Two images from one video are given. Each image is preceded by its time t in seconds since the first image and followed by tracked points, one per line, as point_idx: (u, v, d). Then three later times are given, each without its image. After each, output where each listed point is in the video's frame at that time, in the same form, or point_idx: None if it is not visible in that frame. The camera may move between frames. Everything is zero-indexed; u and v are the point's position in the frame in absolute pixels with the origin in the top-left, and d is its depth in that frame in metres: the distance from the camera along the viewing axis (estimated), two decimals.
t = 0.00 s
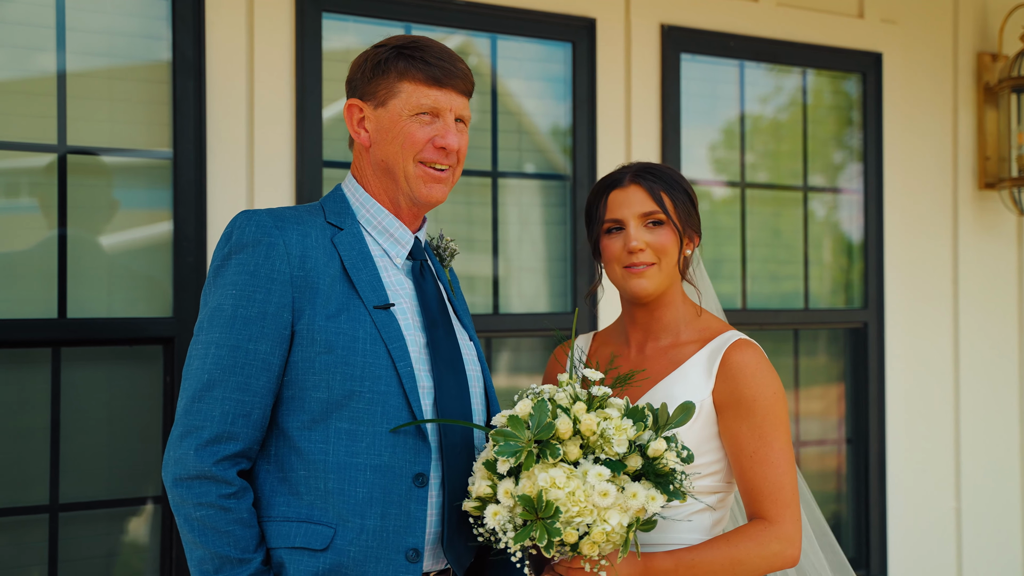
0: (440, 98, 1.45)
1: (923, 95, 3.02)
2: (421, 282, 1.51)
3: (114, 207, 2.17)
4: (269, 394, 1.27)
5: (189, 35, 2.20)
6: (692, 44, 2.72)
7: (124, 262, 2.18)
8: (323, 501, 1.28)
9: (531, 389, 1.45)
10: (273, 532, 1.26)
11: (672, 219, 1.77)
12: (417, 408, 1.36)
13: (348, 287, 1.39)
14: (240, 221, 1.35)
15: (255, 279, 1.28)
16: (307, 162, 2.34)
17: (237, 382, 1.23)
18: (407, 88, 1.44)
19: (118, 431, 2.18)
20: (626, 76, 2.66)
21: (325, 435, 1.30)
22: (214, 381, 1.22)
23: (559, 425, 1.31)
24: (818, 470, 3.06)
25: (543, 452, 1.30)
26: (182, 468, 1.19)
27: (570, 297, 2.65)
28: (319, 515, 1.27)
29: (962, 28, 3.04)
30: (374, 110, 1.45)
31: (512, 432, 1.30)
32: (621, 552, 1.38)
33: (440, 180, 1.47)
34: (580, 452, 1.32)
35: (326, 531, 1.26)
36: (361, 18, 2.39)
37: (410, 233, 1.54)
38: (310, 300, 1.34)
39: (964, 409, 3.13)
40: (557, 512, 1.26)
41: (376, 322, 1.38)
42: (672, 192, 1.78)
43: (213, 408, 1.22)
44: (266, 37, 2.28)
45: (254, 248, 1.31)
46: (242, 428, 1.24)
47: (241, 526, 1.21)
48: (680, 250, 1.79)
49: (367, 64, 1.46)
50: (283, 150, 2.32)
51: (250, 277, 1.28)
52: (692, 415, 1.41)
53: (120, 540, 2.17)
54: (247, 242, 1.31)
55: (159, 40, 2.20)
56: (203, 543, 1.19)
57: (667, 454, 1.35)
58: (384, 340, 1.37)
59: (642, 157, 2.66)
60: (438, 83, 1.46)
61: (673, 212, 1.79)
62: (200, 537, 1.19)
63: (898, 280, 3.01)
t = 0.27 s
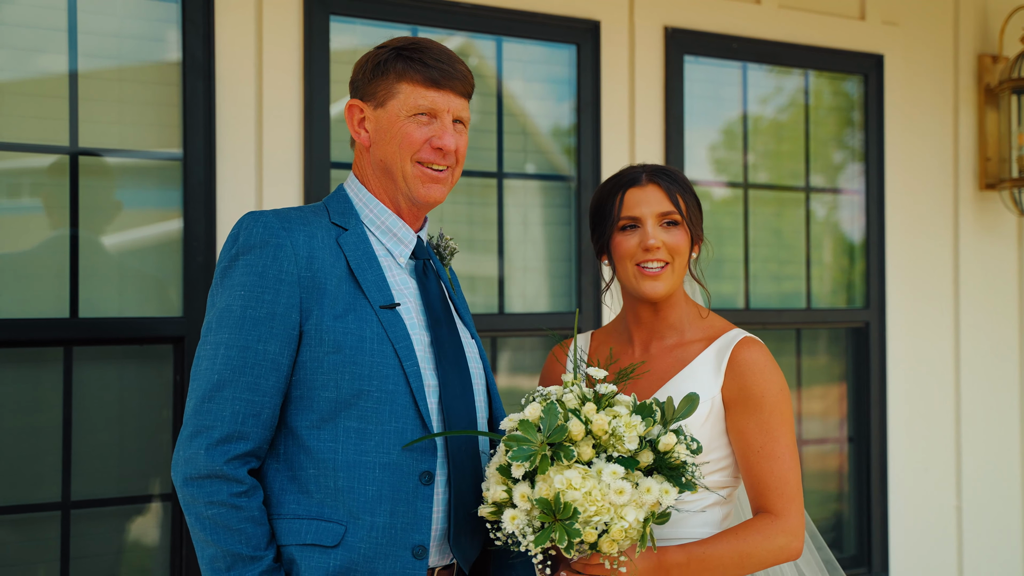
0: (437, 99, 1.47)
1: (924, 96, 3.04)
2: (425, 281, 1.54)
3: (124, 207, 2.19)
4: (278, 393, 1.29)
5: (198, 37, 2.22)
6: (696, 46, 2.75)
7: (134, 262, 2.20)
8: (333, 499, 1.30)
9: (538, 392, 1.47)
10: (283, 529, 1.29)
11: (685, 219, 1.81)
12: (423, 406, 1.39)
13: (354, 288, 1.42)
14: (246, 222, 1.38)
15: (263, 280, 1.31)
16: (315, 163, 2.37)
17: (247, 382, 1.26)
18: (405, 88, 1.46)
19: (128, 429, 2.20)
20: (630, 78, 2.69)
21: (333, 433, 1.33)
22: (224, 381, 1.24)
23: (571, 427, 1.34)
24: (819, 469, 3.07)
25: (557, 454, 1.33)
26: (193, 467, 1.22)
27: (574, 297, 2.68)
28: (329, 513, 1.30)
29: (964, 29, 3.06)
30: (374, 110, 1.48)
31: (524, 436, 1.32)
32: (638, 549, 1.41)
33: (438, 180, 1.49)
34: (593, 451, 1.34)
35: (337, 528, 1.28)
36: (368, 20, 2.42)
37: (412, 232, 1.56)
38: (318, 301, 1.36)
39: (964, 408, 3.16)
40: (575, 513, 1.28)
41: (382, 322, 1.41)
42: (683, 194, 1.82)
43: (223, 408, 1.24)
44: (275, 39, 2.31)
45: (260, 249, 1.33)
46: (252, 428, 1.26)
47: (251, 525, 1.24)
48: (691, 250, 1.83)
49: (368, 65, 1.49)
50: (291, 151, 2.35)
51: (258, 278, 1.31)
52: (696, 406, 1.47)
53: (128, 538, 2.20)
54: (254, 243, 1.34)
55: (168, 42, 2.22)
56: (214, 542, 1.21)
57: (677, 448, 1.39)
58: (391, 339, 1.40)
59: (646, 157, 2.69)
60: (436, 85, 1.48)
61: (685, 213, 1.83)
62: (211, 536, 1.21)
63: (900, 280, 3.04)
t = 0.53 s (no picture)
0: (414, 91, 1.53)
1: (904, 94, 3.10)
2: (402, 268, 1.58)
3: (116, 199, 2.24)
4: (258, 377, 1.34)
5: (188, 34, 2.27)
6: (678, 44, 2.80)
7: (125, 253, 2.25)
8: (310, 480, 1.36)
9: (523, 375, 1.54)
10: (262, 509, 1.35)
11: (665, 212, 1.86)
12: (399, 390, 1.44)
13: (333, 275, 1.47)
14: (228, 210, 1.42)
15: (243, 267, 1.36)
16: (304, 157, 2.41)
17: (227, 366, 1.31)
18: (383, 81, 1.51)
19: (119, 417, 2.25)
20: (613, 75, 2.74)
21: (311, 416, 1.38)
22: (205, 366, 1.29)
23: (557, 408, 1.40)
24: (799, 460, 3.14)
25: (544, 434, 1.39)
26: (174, 449, 1.27)
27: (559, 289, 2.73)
28: (306, 493, 1.36)
29: (941, 28, 3.12)
30: (354, 102, 1.53)
31: (511, 417, 1.39)
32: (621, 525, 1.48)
33: (415, 170, 1.55)
34: (578, 431, 1.41)
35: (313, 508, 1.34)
36: (356, 17, 2.47)
37: (391, 221, 1.61)
38: (297, 287, 1.42)
39: (941, 400, 3.23)
40: (561, 490, 1.36)
41: (360, 308, 1.46)
42: (664, 186, 1.87)
43: (204, 392, 1.29)
44: (264, 35, 2.35)
45: (241, 236, 1.38)
46: (231, 411, 1.31)
47: (231, 505, 1.29)
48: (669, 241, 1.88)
49: (349, 58, 1.54)
50: (280, 145, 2.39)
51: (239, 265, 1.36)
52: (675, 388, 1.50)
53: (120, 524, 2.24)
54: (235, 231, 1.38)
55: (158, 38, 2.27)
56: (194, 521, 1.27)
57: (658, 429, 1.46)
58: (368, 325, 1.46)
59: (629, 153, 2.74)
60: (413, 77, 1.53)
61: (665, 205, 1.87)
62: (191, 516, 1.27)
63: (878, 275, 3.10)
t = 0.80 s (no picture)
0: (388, 76, 1.54)
1: (879, 86, 3.15)
2: (379, 252, 1.60)
3: (99, 187, 2.27)
4: (234, 358, 1.36)
5: (170, 23, 2.31)
6: (656, 35, 2.84)
7: (108, 239, 2.28)
8: (286, 461, 1.38)
9: (492, 370, 1.56)
10: (237, 488, 1.36)
11: (638, 195, 1.89)
12: (375, 374, 1.46)
13: (310, 259, 1.49)
14: (206, 192, 1.43)
15: (222, 250, 1.37)
16: (285, 146, 2.45)
17: (204, 347, 1.32)
18: (357, 66, 1.52)
19: (101, 401, 2.28)
20: (592, 66, 2.78)
21: (288, 398, 1.40)
22: (181, 347, 1.31)
23: (529, 403, 1.43)
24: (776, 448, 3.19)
25: (517, 428, 1.42)
26: (148, 429, 1.28)
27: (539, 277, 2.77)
28: (282, 474, 1.37)
29: (916, 22, 3.18)
30: (328, 87, 1.54)
31: (483, 413, 1.41)
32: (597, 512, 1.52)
33: (389, 156, 1.56)
34: (551, 423, 1.45)
35: (289, 489, 1.36)
36: (337, 7, 2.50)
37: (367, 206, 1.63)
38: (275, 271, 1.43)
39: (915, 388, 3.28)
40: (537, 483, 1.39)
41: (337, 292, 1.48)
42: (638, 171, 1.90)
43: (180, 372, 1.30)
44: (244, 25, 2.39)
45: (219, 219, 1.40)
46: (207, 392, 1.33)
47: (205, 484, 1.31)
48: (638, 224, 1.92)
49: (323, 43, 1.54)
50: (261, 133, 2.43)
51: (217, 247, 1.37)
52: (642, 372, 1.59)
53: (102, 507, 2.28)
54: (213, 214, 1.40)
55: (140, 27, 2.30)
56: (168, 499, 1.28)
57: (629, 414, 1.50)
58: (345, 309, 1.48)
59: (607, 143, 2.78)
60: (386, 62, 1.54)
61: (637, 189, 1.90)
62: (166, 494, 1.28)
63: (854, 266, 3.15)
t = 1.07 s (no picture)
0: (375, 64, 1.56)
1: (852, 78, 3.19)
2: (359, 242, 1.64)
3: (75, 170, 2.28)
4: (220, 344, 1.35)
5: (146, 8, 2.32)
6: (632, 25, 2.87)
7: (84, 223, 2.29)
8: (270, 450, 1.39)
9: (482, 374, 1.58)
10: (218, 472, 1.36)
11: (603, 183, 1.92)
12: (359, 365, 1.49)
13: (296, 248, 1.50)
14: (194, 175, 1.42)
15: (212, 235, 1.37)
16: (261, 133, 2.48)
17: (191, 333, 1.31)
18: (344, 53, 1.54)
19: (77, 386, 2.29)
20: (568, 55, 2.80)
21: (273, 387, 1.41)
22: (169, 331, 1.29)
23: (520, 415, 1.45)
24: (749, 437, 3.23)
25: (506, 439, 1.44)
26: (129, 412, 1.25)
27: (514, 266, 2.81)
28: (266, 462, 1.38)
29: (889, 14, 3.22)
30: (315, 73, 1.56)
31: (474, 422, 1.43)
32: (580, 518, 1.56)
33: (374, 144, 1.59)
34: (541, 434, 1.47)
35: (273, 477, 1.37)
36: None
37: (349, 194, 1.66)
38: (262, 258, 1.44)
39: (886, 377, 3.33)
40: (525, 494, 1.42)
41: (323, 282, 1.50)
42: (604, 159, 1.93)
43: (166, 356, 1.29)
44: (222, 11, 2.41)
45: (207, 204, 1.39)
46: (193, 378, 1.32)
47: (188, 468, 1.30)
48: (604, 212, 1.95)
49: (310, 28, 1.56)
50: (237, 120, 2.44)
51: (207, 232, 1.37)
52: (630, 378, 1.60)
53: (77, 492, 2.29)
54: (203, 198, 1.39)
55: (117, 12, 2.31)
56: (150, 484, 1.26)
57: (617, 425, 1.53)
58: (331, 299, 1.49)
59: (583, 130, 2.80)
60: (374, 50, 1.56)
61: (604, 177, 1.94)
62: (148, 479, 1.26)
63: (826, 257, 3.19)
